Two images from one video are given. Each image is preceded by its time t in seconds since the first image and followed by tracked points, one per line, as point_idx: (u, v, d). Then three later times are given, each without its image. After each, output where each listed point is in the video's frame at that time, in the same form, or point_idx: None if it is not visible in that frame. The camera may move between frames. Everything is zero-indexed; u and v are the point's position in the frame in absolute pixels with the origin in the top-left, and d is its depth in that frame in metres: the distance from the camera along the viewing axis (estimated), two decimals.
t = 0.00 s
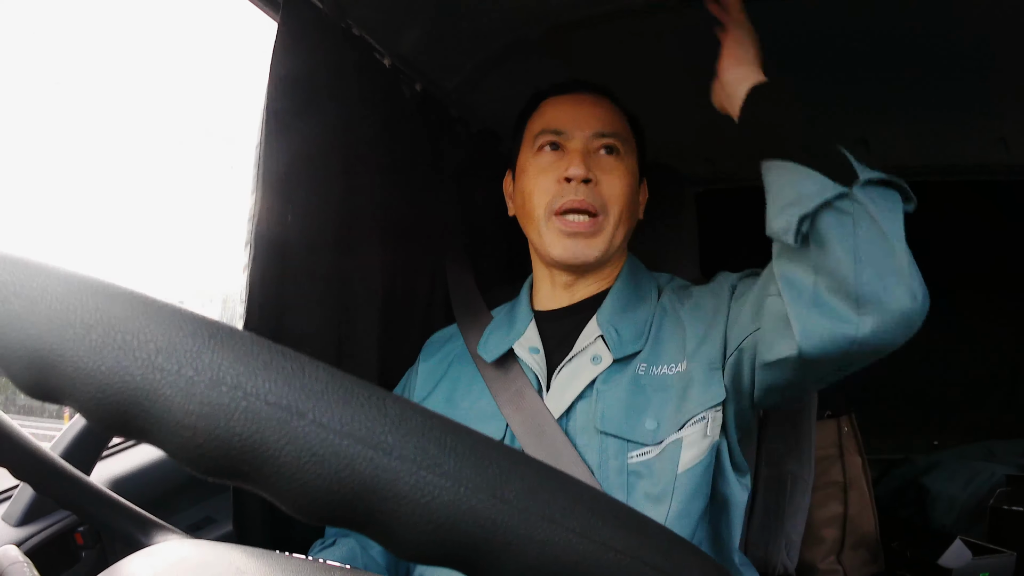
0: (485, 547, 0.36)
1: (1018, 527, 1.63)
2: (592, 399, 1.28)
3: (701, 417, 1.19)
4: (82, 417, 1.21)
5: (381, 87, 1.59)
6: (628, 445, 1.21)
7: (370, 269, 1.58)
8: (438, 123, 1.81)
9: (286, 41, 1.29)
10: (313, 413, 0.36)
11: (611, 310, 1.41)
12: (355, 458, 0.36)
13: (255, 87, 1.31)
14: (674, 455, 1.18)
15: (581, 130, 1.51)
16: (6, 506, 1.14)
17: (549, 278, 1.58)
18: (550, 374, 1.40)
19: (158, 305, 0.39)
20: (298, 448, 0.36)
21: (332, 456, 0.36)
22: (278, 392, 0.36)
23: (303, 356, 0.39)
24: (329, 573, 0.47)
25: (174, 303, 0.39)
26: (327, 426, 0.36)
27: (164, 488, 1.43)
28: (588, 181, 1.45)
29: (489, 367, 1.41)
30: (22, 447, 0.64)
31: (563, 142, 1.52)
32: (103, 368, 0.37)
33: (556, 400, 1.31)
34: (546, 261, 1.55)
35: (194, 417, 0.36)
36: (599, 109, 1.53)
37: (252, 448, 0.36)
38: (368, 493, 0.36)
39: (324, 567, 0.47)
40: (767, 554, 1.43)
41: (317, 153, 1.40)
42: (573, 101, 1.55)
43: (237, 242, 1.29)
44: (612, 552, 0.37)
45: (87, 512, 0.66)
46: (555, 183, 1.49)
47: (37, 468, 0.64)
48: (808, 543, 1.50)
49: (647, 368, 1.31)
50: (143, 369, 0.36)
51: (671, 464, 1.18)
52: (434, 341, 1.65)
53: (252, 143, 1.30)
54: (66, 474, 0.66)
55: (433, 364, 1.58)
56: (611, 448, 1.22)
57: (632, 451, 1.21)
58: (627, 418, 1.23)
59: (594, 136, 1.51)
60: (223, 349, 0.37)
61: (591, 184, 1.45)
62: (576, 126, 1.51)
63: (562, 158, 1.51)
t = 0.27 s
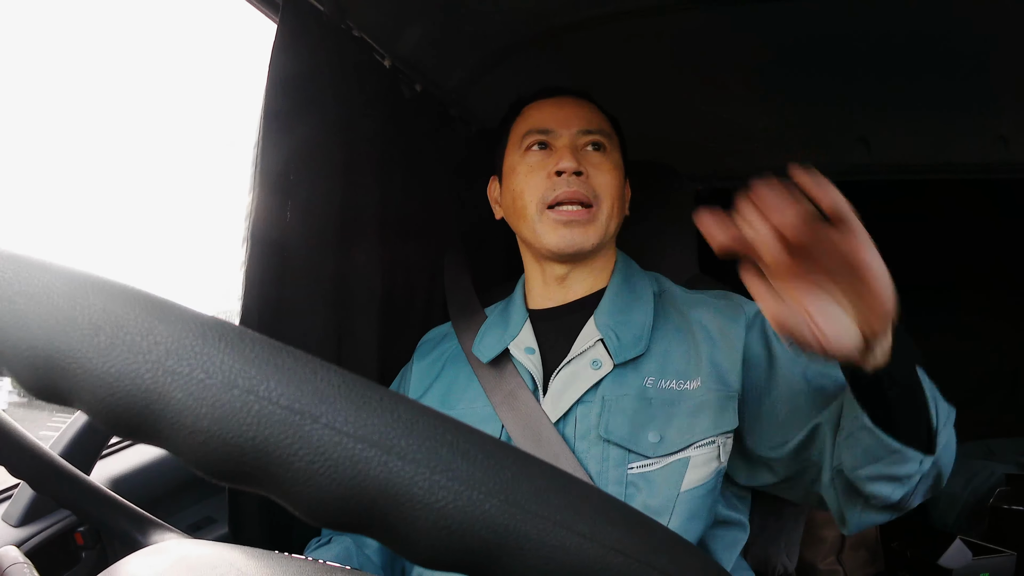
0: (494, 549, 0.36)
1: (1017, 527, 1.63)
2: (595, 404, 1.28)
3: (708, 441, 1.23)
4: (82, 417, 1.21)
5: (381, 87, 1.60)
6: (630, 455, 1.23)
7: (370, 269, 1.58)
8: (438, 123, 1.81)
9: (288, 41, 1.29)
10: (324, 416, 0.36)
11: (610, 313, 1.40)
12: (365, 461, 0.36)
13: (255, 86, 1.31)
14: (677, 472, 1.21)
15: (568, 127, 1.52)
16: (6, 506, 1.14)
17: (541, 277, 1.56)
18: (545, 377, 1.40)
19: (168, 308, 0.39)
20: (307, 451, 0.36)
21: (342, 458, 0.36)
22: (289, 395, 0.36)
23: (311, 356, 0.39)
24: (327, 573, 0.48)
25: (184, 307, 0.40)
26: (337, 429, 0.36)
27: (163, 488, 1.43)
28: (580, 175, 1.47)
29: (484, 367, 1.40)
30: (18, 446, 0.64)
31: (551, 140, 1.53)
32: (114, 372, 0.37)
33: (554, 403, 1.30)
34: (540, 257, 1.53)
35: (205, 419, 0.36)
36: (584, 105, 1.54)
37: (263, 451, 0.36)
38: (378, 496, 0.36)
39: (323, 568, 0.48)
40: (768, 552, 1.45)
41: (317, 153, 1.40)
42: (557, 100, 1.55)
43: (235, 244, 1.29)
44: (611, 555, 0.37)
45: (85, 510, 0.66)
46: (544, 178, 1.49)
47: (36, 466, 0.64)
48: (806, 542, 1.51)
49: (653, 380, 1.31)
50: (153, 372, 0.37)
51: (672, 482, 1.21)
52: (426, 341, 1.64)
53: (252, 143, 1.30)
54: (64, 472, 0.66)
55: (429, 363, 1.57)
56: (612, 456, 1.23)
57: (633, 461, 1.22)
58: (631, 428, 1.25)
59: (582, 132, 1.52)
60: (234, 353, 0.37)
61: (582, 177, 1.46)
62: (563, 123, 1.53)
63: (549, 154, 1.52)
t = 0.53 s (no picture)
0: (489, 550, 0.36)
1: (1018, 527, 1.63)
2: (600, 411, 1.27)
3: (713, 451, 1.22)
4: (81, 419, 1.21)
5: (380, 86, 1.59)
6: (633, 463, 1.23)
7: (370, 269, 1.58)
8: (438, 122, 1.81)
9: (285, 40, 1.29)
10: (317, 416, 0.36)
11: (617, 320, 1.39)
12: (359, 461, 0.35)
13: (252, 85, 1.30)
14: (680, 480, 1.20)
15: (546, 129, 1.54)
16: (6, 508, 1.14)
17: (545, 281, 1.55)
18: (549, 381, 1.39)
19: (161, 306, 0.38)
20: (301, 450, 0.35)
21: (335, 457, 0.35)
22: (282, 394, 0.36)
23: (305, 354, 0.39)
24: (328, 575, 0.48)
25: (178, 304, 0.39)
26: (331, 429, 0.36)
27: (163, 489, 1.43)
28: (556, 175, 1.47)
29: (489, 370, 1.40)
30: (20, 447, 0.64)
31: (532, 144, 1.54)
32: (107, 370, 0.37)
33: (558, 409, 1.29)
34: (538, 262, 1.53)
35: (198, 418, 0.36)
36: (562, 105, 1.55)
37: (256, 450, 0.36)
38: (372, 497, 0.35)
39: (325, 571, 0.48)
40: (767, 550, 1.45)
41: (315, 152, 1.40)
42: (540, 103, 1.57)
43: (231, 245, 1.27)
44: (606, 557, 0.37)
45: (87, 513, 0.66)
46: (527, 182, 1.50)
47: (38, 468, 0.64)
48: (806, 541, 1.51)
49: (659, 390, 1.30)
50: (146, 370, 0.36)
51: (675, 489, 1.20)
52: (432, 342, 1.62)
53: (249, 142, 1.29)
54: (66, 474, 0.66)
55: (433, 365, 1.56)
56: (615, 464, 1.23)
57: (636, 469, 1.22)
58: (635, 437, 1.24)
59: (561, 132, 1.53)
60: (227, 352, 0.37)
61: (559, 177, 1.46)
62: (541, 126, 1.54)
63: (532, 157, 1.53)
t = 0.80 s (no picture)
0: (495, 549, 0.36)
1: (1018, 529, 1.63)
2: (596, 406, 1.28)
3: (710, 445, 1.21)
4: (81, 418, 1.21)
5: (381, 86, 1.59)
6: (630, 458, 1.23)
7: (370, 268, 1.58)
8: (439, 122, 1.81)
9: (286, 41, 1.29)
10: (324, 416, 0.36)
11: (614, 314, 1.39)
12: (366, 461, 0.36)
13: (255, 87, 1.31)
14: (677, 476, 1.20)
15: (535, 135, 1.54)
16: (6, 506, 1.15)
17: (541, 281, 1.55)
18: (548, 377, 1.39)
19: (169, 307, 0.39)
20: (309, 450, 0.36)
21: (342, 457, 0.36)
22: (290, 394, 0.36)
23: (313, 356, 0.39)
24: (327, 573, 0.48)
25: (186, 306, 0.40)
26: (338, 428, 0.36)
27: (164, 487, 1.43)
28: (542, 179, 1.47)
29: (488, 367, 1.40)
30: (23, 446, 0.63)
31: (522, 150, 1.55)
32: (115, 371, 0.37)
33: (555, 404, 1.30)
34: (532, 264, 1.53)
35: (207, 419, 0.36)
36: (550, 112, 1.56)
37: (263, 450, 0.36)
38: (378, 496, 0.36)
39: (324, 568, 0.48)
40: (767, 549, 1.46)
41: (317, 154, 1.40)
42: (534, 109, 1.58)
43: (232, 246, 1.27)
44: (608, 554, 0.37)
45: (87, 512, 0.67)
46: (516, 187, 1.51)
47: (40, 466, 0.64)
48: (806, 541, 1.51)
49: (656, 384, 1.30)
50: (153, 371, 0.37)
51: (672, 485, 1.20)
52: (431, 341, 1.62)
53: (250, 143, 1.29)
54: (66, 472, 0.66)
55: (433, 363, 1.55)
56: (612, 459, 1.23)
57: (633, 463, 1.23)
58: (632, 431, 1.24)
59: (550, 138, 1.53)
60: (234, 353, 0.37)
61: (545, 181, 1.47)
62: (531, 132, 1.55)
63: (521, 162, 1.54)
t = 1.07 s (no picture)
0: (503, 556, 0.36)
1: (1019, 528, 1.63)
2: (596, 409, 1.28)
3: (710, 451, 1.20)
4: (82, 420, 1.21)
5: (382, 85, 1.59)
6: (630, 463, 1.23)
7: (371, 267, 1.58)
8: (439, 121, 1.81)
9: (287, 40, 1.29)
10: (335, 423, 0.36)
11: (614, 316, 1.39)
12: (376, 467, 0.36)
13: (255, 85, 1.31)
14: (677, 483, 1.20)
15: (529, 129, 1.55)
16: (6, 508, 1.15)
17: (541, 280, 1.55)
18: (548, 379, 1.39)
19: (175, 310, 0.38)
20: (320, 456, 0.36)
21: (353, 463, 0.36)
22: (299, 399, 0.36)
23: (322, 361, 0.39)
24: None
25: (193, 308, 0.39)
26: (348, 434, 0.36)
27: (164, 489, 1.43)
28: (536, 173, 1.48)
29: (488, 366, 1.40)
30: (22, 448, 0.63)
31: (517, 145, 1.56)
32: (123, 376, 0.37)
33: (556, 407, 1.29)
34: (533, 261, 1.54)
35: (218, 424, 0.36)
36: (542, 105, 1.56)
37: (274, 455, 0.36)
38: (390, 501, 0.36)
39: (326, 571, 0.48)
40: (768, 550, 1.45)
41: (318, 152, 1.40)
42: (530, 104, 1.59)
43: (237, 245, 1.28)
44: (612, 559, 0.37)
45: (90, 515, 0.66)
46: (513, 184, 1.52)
47: (40, 469, 0.64)
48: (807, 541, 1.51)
49: (656, 387, 1.30)
50: (161, 376, 0.36)
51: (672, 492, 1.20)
52: (432, 339, 1.62)
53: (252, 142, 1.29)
54: (65, 474, 0.66)
55: (434, 362, 1.55)
56: (613, 463, 1.23)
57: (633, 469, 1.22)
58: (633, 435, 1.24)
59: (543, 130, 1.54)
60: (245, 358, 0.37)
61: (539, 175, 1.47)
62: (524, 127, 1.56)
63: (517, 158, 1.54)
